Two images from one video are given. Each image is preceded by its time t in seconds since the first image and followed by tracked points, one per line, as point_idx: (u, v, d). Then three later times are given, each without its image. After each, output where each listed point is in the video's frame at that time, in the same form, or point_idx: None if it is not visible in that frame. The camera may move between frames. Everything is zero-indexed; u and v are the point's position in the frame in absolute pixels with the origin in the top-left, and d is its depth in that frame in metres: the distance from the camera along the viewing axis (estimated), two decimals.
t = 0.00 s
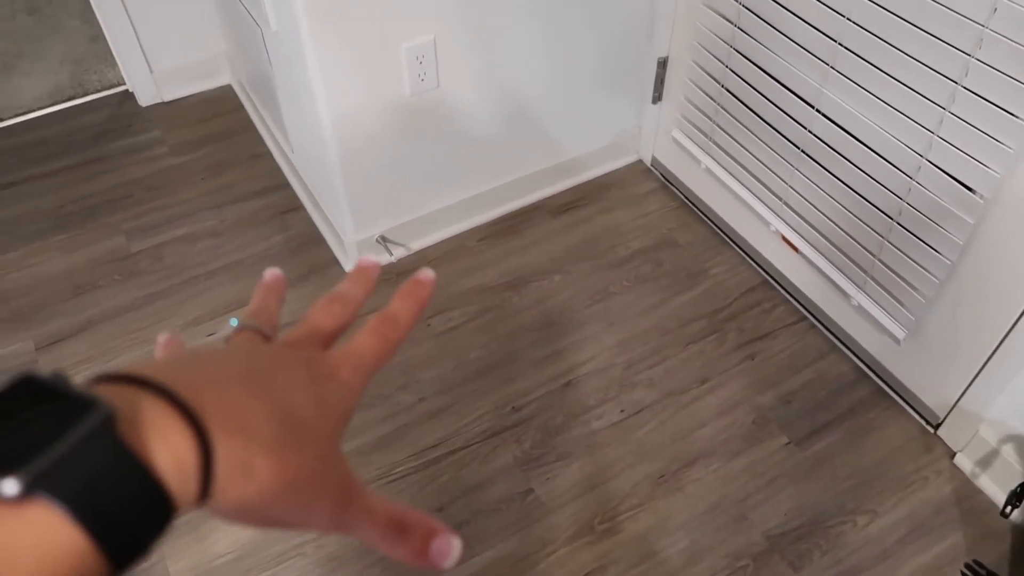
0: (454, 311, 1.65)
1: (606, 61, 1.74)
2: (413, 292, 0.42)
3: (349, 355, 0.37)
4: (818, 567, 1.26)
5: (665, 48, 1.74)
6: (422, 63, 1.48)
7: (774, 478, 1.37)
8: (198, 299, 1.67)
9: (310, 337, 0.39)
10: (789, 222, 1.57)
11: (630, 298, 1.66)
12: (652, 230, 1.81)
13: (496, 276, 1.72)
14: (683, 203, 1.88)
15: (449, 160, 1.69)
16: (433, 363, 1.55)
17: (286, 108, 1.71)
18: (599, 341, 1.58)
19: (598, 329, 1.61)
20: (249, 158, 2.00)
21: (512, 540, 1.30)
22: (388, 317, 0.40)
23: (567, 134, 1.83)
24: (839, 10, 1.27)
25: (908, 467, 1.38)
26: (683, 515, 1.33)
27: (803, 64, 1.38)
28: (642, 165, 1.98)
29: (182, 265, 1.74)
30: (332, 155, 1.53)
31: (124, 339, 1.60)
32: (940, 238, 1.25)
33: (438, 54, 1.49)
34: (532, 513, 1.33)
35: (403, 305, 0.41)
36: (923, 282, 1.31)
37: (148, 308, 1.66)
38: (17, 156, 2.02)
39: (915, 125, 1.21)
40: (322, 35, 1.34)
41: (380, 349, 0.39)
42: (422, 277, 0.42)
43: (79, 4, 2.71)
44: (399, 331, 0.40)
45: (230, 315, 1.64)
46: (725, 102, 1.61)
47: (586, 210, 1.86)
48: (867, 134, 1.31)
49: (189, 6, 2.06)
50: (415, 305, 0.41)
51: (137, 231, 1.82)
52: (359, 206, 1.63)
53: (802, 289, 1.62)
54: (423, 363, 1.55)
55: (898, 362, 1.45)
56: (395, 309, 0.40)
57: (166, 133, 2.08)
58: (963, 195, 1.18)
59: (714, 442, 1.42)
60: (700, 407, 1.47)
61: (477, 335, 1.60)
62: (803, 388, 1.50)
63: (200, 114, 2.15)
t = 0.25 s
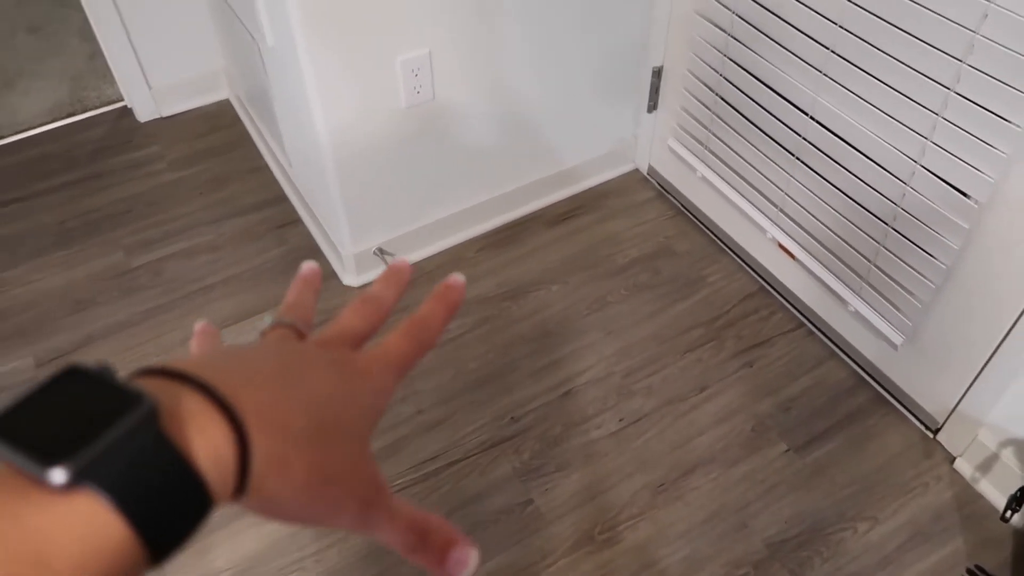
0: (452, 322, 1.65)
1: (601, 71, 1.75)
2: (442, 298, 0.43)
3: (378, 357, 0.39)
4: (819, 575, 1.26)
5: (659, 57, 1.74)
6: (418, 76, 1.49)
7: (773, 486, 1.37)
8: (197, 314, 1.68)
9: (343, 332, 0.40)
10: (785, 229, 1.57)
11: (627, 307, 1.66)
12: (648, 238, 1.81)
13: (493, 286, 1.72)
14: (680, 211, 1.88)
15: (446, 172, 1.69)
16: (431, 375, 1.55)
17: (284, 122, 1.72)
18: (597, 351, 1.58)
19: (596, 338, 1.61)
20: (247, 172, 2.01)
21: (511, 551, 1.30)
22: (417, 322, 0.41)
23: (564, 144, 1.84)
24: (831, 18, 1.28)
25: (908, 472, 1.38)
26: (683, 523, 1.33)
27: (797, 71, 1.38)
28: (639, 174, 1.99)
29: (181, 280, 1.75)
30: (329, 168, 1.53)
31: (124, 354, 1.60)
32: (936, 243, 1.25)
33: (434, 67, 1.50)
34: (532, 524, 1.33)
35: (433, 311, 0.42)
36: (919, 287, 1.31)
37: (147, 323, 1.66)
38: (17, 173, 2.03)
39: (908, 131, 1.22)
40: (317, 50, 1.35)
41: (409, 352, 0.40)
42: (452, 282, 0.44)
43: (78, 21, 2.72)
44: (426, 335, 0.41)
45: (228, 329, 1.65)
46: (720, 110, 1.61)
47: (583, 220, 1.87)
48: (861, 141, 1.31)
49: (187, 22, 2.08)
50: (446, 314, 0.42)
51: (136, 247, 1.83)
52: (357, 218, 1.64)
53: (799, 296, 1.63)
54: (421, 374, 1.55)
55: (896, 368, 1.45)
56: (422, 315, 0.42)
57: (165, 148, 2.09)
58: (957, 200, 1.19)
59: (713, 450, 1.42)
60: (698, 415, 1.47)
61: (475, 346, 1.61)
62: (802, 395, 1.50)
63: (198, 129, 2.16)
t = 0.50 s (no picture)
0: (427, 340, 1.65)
1: (562, 83, 1.76)
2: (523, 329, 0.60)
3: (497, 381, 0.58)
4: (801, 569, 1.28)
5: (618, 66, 1.77)
6: (379, 97, 1.50)
7: (752, 484, 1.38)
8: (170, 347, 1.67)
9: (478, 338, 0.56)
10: (751, 229, 1.60)
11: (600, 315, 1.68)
12: (617, 246, 1.83)
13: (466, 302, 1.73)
14: (648, 216, 1.90)
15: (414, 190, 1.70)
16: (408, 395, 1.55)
17: (248, 149, 1.72)
18: (572, 360, 1.59)
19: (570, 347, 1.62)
20: (215, 201, 2.01)
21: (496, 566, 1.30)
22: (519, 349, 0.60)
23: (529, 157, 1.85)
24: (781, 19, 1.30)
25: (882, 462, 1.40)
26: (664, 527, 1.34)
27: (751, 74, 1.41)
28: (605, 182, 2.01)
29: (152, 314, 1.74)
30: (296, 193, 1.53)
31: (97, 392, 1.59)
32: (895, 235, 1.28)
33: (395, 88, 1.51)
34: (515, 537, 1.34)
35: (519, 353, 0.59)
36: (883, 279, 1.34)
37: (120, 359, 1.65)
38: None
39: (862, 127, 1.24)
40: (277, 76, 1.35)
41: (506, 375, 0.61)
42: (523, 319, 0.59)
43: (37, 58, 2.70)
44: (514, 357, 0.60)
45: (202, 360, 1.64)
46: (681, 115, 1.63)
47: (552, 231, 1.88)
48: (817, 138, 1.34)
49: (146, 55, 2.07)
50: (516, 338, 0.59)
51: (105, 283, 1.82)
52: (327, 242, 1.64)
53: (768, 294, 1.65)
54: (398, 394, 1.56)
55: (866, 359, 1.47)
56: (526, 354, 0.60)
57: (130, 182, 2.08)
58: (913, 192, 1.21)
59: (691, 452, 1.43)
60: (675, 418, 1.49)
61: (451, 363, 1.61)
62: (776, 392, 1.52)
63: (163, 161, 2.15)
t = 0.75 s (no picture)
0: (390, 367, 1.64)
1: (511, 103, 1.78)
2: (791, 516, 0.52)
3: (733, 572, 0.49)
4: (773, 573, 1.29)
5: (566, 85, 1.79)
6: (329, 126, 1.50)
7: (720, 491, 1.40)
8: (127, 389, 1.63)
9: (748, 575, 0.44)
10: (704, 239, 1.62)
11: (562, 332, 1.68)
12: (575, 262, 1.84)
13: (428, 326, 1.72)
14: (604, 231, 1.92)
15: (369, 217, 1.70)
16: (374, 423, 1.54)
17: (198, 183, 1.70)
18: (537, 379, 1.60)
19: (534, 366, 1.62)
20: (167, 238, 1.98)
21: None
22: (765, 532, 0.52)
23: (483, 178, 1.86)
24: (719, 34, 1.34)
25: (845, 461, 1.43)
26: (637, 540, 1.34)
27: (695, 88, 1.44)
28: (560, 199, 2.02)
29: (107, 356, 1.70)
30: (248, 225, 1.52)
31: (53, 440, 1.55)
32: (843, 238, 1.31)
33: (345, 116, 1.51)
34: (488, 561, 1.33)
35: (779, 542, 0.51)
36: (833, 281, 1.37)
37: (75, 404, 1.61)
38: None
39: (804, 135, 1.28)
40: (224, 110, 1.34)
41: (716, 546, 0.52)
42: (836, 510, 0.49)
43: None
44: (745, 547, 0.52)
45: (161, 401, 1.61)
46: (629, 130, 1.66)
47: (510, 250, 1.89)
48: (762, 148, 1.37)
49: (89, 93, 2.04)
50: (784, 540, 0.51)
51: (57, 327, 1.77)
52: (282, 272, 1.63)
53: (726, 302, 1.67)
54: (362, 424, 1.54)
55: (823, 360, 1.50)
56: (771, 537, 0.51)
57: (78, 222, 2.04)
58: (856, 196, 1.25)
59: (659, 463, 1.44)
60: (641, 430, 1.50)
61: (415, 388, 1.60)
62: (738, 398, 1.54)
63: (112, 200, 2.11)
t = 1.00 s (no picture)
0: (360, 382, 1.63)
1: (476, 116, 1.79)
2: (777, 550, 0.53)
3: None
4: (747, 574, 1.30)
5: (530, 98, 1.80)
6: (293, 141, 1.49)
7: (693, 496, 1.41)
8: (89, 412, 1.60)
9: None
10: (669, 246, 1.64)
11: (532, 342, 1.69)
12: (544, 272, 1.85)
13: (397, 341, 1.71)
14: (571, 241, 1.93)
15: (335, 232, 1.69)
16: (345, 440, 1.52)
17: (159, 201, 1.68)
18: (508, 390, 1.60)
19: (505, 377, 1.62)
20: (129, 258, 1.94)
21: None
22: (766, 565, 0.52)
23: (449, 191, 1.86)
24: (678, 45, 1.36)
25: (814, 462, 1.45)
26: (611, 547, 1.34)
27: (657, 98, 1.46)
28: (527, 211, 2.03)
29: (68, 379, 1.66)
30: (212, 243, 1.50)
31: (12, 466, 1.51)
32: (804, 243, 1.33)
33: (309, 131, 1.51)
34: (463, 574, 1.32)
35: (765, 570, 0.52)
36: (797, 285, 1.39)
37: (36, 429, 1.57)
38: None
39: (764, 142, 1.30)
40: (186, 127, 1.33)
41: None
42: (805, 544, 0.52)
43: None
44: None
45: (125, 423, 1.57)
46: (593, 141, 1.68)
47: (478, 262, 1.89)
48: (724, 156, 1.39)
49: (47, 113, 2.01)
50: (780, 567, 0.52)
51: (15, 351, 1.73)
52: (248, 290, 1.61)
53: (693, 309, 1.69)
54: (333, 440, 1.52)
55: (789, 363, 1.52)
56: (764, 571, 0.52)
57: (37, 244, 2.00)
58: (816, 201, 1.27)
59: (632, 470, 1.45)
60: (613, 438, 1.50)
61: (386, 403, 1.59)
62: (708, 403, 1.55)
63: (72, 220, 2.07)
